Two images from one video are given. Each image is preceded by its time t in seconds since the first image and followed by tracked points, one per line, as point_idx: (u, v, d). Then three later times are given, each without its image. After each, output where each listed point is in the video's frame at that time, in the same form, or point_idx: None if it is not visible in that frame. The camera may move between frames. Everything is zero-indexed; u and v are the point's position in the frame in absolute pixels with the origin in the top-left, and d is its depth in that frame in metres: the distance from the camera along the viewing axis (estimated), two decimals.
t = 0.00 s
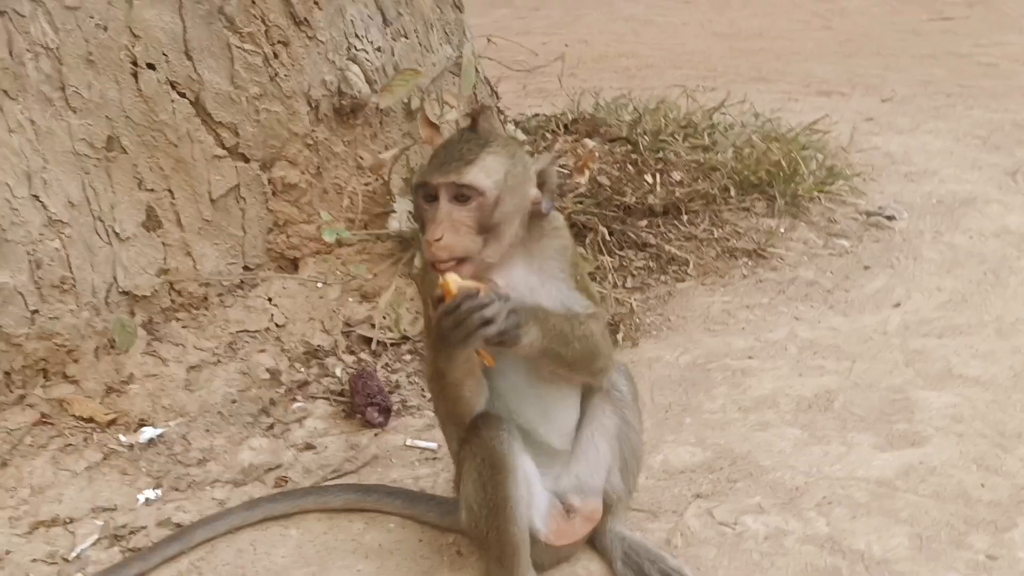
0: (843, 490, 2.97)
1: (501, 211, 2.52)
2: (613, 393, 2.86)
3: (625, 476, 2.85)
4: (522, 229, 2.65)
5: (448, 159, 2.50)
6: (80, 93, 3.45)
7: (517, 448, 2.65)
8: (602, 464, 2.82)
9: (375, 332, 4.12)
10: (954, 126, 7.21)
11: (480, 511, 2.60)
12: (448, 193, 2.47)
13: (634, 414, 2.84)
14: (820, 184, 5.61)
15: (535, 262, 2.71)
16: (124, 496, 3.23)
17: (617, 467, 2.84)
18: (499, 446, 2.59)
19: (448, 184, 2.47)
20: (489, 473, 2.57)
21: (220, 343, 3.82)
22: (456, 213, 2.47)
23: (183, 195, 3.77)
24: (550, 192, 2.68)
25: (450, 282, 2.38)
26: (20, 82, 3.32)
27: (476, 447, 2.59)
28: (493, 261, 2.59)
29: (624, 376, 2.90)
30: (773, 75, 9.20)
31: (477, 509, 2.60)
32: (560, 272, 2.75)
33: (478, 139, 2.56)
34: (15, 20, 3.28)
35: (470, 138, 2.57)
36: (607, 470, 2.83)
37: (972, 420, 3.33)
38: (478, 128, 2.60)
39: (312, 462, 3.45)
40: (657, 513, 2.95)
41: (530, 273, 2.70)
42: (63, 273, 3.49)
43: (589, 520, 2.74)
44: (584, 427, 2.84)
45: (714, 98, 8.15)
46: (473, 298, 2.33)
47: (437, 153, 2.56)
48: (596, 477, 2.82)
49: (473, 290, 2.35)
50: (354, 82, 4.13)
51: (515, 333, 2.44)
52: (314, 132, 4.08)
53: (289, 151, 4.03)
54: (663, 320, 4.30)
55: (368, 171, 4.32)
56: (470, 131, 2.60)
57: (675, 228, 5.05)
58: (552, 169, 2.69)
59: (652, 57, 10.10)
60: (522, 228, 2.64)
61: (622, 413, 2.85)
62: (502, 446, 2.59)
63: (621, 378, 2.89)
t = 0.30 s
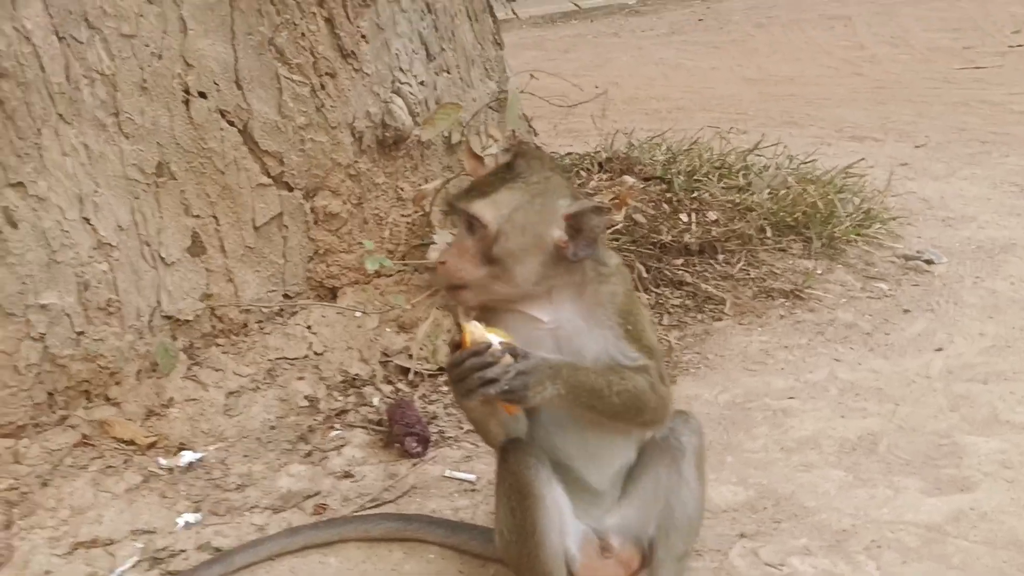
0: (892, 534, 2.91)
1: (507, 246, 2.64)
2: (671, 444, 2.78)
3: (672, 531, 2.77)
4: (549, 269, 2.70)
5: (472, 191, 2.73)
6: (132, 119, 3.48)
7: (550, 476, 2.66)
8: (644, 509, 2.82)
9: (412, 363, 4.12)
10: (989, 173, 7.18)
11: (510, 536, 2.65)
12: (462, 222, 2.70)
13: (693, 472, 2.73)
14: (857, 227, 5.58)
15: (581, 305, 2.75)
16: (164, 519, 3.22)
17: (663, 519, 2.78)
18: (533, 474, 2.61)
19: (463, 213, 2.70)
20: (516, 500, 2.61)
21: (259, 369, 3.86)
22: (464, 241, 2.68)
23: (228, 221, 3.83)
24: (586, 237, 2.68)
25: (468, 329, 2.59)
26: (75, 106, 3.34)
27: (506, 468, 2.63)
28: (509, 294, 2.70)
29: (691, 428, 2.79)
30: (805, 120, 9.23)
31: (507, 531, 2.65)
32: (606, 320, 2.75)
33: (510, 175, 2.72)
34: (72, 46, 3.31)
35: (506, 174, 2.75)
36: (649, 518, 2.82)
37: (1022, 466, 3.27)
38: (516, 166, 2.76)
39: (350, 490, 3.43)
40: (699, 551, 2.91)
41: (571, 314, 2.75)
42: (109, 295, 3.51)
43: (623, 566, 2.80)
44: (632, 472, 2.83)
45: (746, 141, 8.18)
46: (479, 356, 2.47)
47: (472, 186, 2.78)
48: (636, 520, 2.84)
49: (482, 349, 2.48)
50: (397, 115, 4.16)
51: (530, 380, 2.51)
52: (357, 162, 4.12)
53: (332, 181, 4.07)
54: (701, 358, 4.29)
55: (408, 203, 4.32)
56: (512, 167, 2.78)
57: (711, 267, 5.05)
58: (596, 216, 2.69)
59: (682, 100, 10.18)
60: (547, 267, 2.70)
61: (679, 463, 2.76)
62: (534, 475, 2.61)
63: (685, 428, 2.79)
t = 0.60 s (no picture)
0: (917, 560, 2.93)
1: (591, 280, 2.71)
2: (700, 474, 2.77)
3: (693, 558, 2.75)
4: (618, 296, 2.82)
5: (547, 222, 2.70)
6: (177, 127, 3.56)
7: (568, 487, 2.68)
8: (668, 532, 2.80)
9: (438, 375, 4.16)
10: (1012, 205, 7.20)
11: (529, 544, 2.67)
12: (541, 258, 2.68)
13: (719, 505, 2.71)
14: (880, 255, 5.61)
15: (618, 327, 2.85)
16: (193, 520, 3.27)
17: (684, 544, 2.77)
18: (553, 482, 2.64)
19: (543, 248, 2.67)
20: (535, 508, 2.63)
21: (288, 376, 3.91)
22: (545, 276, 2.68)
23: (263, 230, 3.89)
24: (651, 261, 2.80)
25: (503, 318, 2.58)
26: (122, 112, 3.42)
27: (527, 473, 2.66)
28: (583, 323, 2.80)
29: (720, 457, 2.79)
30: (827, 147, 9.26)
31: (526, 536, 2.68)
32: (642, 341, 2.84)
33: (582, 207, 2.73)
34: (123, 54, 3.38)
35: (575, 204, 2.75)
36: (672, 541, 2.80)
37: None
38: (583, 195, 2.76)
39: (376, 497, 3.47)
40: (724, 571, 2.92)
41: (612, 335, 2.84)
42: (146, 298, 3.57)
43: None
44: (658, 494, 2.83)
45: (769, 166, 8.22)
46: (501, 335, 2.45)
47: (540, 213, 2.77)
48: (660, 542, 2.82)
49: (508, 328, 2.47)
50: (432, 130, 4.24)
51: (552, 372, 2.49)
52: (391, 176, 4.19)
53: (365, 193, 4.14)
54: (724, 380, 4.32)
55: (439, 217, 4.41)
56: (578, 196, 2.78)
57: (734, 290, 5.08)
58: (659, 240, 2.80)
59: (704, 124, 10.25)
60: (617, 294, 2.81)
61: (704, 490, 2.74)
62: (554, 483, 2.64)
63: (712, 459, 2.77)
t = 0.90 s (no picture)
0: (911, 554, 2.91)
1: (602, 263, 2.68)
2: (693, 460, 2.72)
3: (685, 546, 2.70)
4: (623, 287, 2.81)
5: (562, 203, 2.67)
6: (177, 109, 3.55)
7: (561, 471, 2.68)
8: (660, 518, 2.79)
9: (435, 364, 4.15)
10: (1016, 209, 7.17)
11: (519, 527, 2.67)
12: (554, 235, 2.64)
13: (711, 492, 2.66)
14: (882, 254, 5.59)
15: (623, 316, 2.84)
16: (185, 502, 3.26)
17: (677, 532, 2.73)
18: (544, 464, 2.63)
19: (556, 226, 2.63)
20: (527, 490, 2.63)
21: (284, 361, 3.90)
22: (556, 255, 2.64)
23: (262, 215, 3.88)
24: (656, 255, 2.83)
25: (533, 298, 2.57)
26: (121, 93, 3.41)
27: (519, 454, 2.66)
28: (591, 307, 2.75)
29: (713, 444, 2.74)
30: (831, 150, 9.24)
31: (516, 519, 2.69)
32: (648, 333, 2.87)
33: (596, 190, 2.73)
34: (124, 34, 3.38)
35: (589, 188, 2.74)
36: (665, 529, 2.77)
37: None
38: (598, 181, 2.77)
39: (369, 483, 3.45)
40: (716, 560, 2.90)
41: (617, 324, 2.84)
42: (143, 280, 3.56)
43: (633, 571, 2.79)
44: (652, 480, 2.84)
45: (773, 166, 8.19)
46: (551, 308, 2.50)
47: (554, 196, 2.74)
48: (652, 528, 2.82)
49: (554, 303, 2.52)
50: (434, 119, 4.22)
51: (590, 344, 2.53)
52: (392, 164, 4.17)
53: (365, 181, 4.12)
54: (722, 375, 4.30)
55: (439, 207, 4.40)
56: (591, 181, 2.78)
57: (735, 286, 5.05)
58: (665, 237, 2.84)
59: (709, 125, 10.23)
60: (624, 284, 2.79)
61: (698, 477, 2.70)
62: (547, 465, 2.64)
63: (704, 447, 2.73)
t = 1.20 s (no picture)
0: (893, 538, 2.90)
1: (595, 248, 2.61)
2: (674, 440, 2.69)
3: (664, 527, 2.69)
4: (616, 267, 2.76)
5: (548, 192, 2.57)
6: (159, 82, 3.51)
7: (541, 452, 2.66)
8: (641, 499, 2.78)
9: (420, 345, 4.12)
10: (1009, 200, 7.15)
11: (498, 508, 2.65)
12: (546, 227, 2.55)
13: (692, 473, 2.65)
14: (873, 243, 5.56)
15: (612, 299, 2.80)
16: (164, 479, 3.22)
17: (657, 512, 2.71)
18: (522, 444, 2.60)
19: (546, 218, 2.54)
20: (504, 468, 2.60)
21: (267, 341, 3.86)
22: (550, 245, 2.57)
23: (246, 192, 3.83)
24: (645, 230, 2.78)
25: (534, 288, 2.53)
26: (102, 64, 3.37)
27: (497, 433, 2.64)
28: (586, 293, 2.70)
29: (694, 422, 2.71)
30: (826, 140, 9.21)
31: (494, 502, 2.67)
32: (636, 314, 2.82)
33: (582, 172, 2.64)
34: (105, 5, 3.35)
35: (574, 171, 2.65)
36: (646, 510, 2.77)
37: None
38: (583, 161, 2.68)
39: (351, 463, 3.42)
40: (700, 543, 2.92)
41: (606, 307, 2.80)
42: (124, 256, 3.52)
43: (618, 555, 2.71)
44: (634, 461, 2.83)
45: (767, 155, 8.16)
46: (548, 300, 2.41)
47: (537, 181, 2.65)
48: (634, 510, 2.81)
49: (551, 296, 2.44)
50: (422, 98, 4.17)
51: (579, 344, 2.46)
52: (379, 143, 4.12)
53: (352, 159, 4.07)
54: (710, 359, 4.28)
55: (427, 187, 4.35)
56: (576, 162, 2.68)
57: (725, 272, 5.02)
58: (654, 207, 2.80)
59: (704, 114, 10.19)
60: (615, 264, 2.75)
61: (681, 456, 2.67)
62: (526, 444, 2.61)
63: (686, 426, 2.70)
